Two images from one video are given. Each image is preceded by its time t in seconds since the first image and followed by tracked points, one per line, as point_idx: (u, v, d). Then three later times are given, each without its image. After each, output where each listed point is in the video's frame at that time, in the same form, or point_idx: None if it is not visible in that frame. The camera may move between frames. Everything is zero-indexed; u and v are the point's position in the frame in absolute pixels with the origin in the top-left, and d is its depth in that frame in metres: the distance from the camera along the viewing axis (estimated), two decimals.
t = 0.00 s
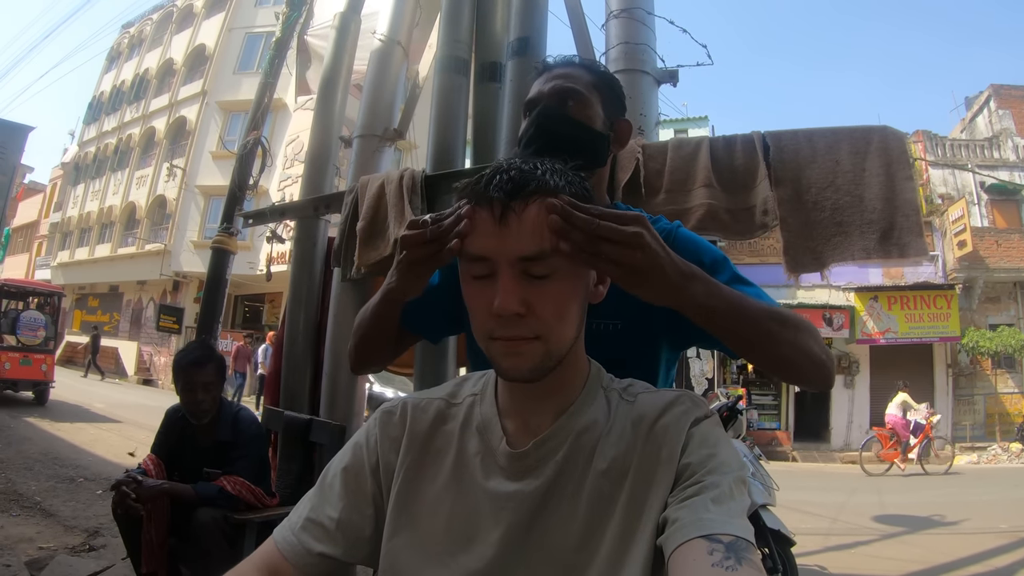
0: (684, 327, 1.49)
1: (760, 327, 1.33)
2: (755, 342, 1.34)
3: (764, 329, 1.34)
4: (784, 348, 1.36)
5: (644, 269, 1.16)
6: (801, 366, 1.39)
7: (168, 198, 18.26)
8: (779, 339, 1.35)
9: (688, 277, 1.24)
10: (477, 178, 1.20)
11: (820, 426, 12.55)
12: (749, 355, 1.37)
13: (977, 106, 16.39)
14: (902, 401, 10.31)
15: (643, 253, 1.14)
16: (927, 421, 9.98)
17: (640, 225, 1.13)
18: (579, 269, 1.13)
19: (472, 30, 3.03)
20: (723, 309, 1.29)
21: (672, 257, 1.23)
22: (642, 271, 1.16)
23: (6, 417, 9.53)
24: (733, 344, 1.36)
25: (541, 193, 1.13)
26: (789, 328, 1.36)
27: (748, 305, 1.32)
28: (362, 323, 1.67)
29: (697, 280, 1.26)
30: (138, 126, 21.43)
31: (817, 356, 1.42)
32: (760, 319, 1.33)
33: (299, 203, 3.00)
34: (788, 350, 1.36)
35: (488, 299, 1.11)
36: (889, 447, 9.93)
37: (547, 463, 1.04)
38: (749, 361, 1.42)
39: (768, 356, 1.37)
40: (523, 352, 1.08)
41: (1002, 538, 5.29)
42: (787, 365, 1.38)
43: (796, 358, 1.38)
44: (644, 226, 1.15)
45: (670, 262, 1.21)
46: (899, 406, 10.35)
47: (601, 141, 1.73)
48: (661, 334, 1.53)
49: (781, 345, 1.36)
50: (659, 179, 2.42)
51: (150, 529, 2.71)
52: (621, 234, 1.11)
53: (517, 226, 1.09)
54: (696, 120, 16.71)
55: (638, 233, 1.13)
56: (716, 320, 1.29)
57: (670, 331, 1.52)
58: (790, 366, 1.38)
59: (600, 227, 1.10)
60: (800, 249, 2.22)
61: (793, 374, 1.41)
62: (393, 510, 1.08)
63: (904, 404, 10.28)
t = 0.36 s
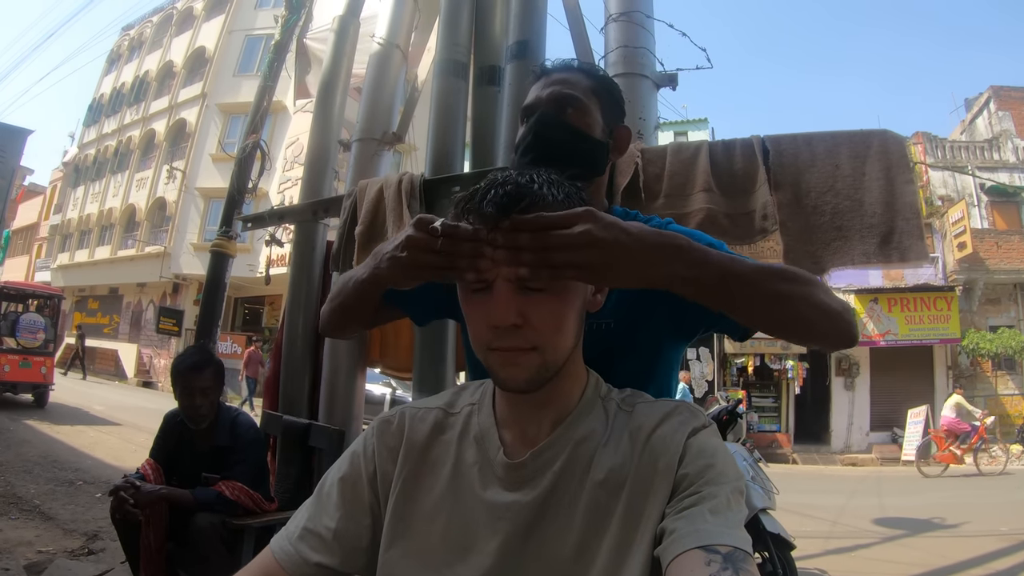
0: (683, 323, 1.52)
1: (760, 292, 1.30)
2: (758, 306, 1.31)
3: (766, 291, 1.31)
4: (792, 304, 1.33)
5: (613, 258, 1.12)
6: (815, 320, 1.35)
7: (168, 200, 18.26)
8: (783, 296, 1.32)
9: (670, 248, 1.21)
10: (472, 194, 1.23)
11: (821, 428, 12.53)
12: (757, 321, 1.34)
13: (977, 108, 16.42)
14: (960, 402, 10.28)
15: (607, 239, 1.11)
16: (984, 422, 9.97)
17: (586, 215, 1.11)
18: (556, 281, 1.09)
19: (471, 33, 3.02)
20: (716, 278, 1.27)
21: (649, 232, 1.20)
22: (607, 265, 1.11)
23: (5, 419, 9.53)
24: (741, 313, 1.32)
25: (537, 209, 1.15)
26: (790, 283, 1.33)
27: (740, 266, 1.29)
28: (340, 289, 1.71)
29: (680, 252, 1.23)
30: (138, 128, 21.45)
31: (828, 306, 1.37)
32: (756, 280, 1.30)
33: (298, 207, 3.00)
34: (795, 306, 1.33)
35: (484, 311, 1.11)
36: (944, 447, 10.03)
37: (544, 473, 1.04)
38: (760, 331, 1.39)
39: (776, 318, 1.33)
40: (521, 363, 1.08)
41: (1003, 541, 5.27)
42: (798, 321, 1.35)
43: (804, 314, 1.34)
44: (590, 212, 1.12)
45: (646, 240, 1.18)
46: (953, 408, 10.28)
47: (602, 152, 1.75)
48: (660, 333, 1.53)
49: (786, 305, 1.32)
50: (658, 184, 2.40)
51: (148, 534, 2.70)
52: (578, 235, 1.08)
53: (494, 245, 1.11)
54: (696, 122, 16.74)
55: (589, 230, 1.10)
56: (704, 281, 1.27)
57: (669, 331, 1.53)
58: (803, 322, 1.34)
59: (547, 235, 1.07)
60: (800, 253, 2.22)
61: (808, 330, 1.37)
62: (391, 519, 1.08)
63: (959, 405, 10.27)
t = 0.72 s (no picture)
0: (687, 300, 1.64)
1: (769, 252, 1.10)
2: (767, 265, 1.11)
3: (779, 248, 1.10)
4: (808, 256, 1.12)
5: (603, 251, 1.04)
6: (838, 267, 1.14)
7: (168, 201, 18.27)
8: (796, 249, 1.11)
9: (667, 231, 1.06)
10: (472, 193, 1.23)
11: (821, 429, 12.53)
12: (768, 284, 1.14)
13: (976, 108, 16.44)
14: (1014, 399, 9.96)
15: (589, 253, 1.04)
16: None
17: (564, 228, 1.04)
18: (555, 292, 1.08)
19: (471, 33, 3.03)
20: (728, 249, 1.08)
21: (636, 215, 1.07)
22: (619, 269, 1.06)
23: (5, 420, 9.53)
24: (750, 278, 1.12)
25: (541, 207, 1.16)
26: (799, 230, 1.12)
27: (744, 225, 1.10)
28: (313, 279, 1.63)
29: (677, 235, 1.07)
30: (138, 129, 21.45)
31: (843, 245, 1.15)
32: (764, 239, 1.10)
33: (299, 207, 3.00)
34: (811, 257, 1.12)
35: (485, 312, 1.11)
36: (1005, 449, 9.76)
37: (549, 473, 1.04)
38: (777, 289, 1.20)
39: (793, 276, 1.13)
40: (524, 363, 1.08)
41: (1004, 541, 5.27)
42: (818, 265, 1.13)
43: (823, 259, 1.13)
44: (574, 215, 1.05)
45: (638, 228, 1.06)
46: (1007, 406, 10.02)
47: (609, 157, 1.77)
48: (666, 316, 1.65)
49: (803, 256, 1.11)
50: (659, 184, 2.40)
51: (149, 535, 2.70)
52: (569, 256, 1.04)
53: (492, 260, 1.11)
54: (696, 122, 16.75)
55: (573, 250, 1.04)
56: (711, 245, 1.08)
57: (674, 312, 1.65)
58: (823, 270, 1.13)
59: (542, 257, 1.06)
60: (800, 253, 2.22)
61: (831, 274, 1.15)
62: (395, 518, 1.08)
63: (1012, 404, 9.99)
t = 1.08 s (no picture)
0: (676, 296, 1.66)
1: (748, 239, 1.09)
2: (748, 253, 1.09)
3: (757, 234, 1.09)
4: (792, 239, 1.09)
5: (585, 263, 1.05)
6: (825, 249, 1.11)
7: (169, 203, 18.28)
8: (779, 233, 1.09)
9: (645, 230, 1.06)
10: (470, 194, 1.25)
11: (822, 430, 12.52)
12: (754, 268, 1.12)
13: (977, 109, 16.43)
14: None
15: (573, 264, 1.05)
16: None
17: (533, 242, 1.04)
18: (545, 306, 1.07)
19: (472, 35, 3.04)
20: (706, 240, 1.07)
21: (614, 217, 1.07)
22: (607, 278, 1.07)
23: (6, 421, 9.52)
24: (740, 265, 1.11)
25: (537, 209, 1.17)
26: (780, 213, 1.09)
27: (726, 216, 1.10)
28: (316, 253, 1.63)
29: (658, 233, 1.07)
30: (139, 131, 21.47)
31: (828, 220, 1.11)
32: (748, 227, 1.09)
33: (300, 210, 3.00)
34: (795, 241, 1.09)
35: (483, 316, 1.11)
36: None
37: (546, 471, 1.05)
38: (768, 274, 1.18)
39: (777, 261, 1.11)
40: (522, 367, 1.08)
41: (1005, 542, 5.27)
42: (802, 250, 1.10)
43: (808, 242, 1.10)
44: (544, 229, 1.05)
45: (618, 231, 1.05)
46: None
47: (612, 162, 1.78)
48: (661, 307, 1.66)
49: (786, 241, 1.09)
50: (659, 185, 2.40)
51: (150, 535, 2.71)
52: (537, 271, 1.04)
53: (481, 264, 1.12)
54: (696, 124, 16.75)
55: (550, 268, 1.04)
56: (691, 238, 1.07)
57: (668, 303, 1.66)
58: (810, 253, 1.11)
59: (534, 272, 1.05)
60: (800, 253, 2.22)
61: (817, 258, 1.13)
62: (394, 518, 1.08)
63: None
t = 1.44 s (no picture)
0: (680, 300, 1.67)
1: (759, 237, 1.11)
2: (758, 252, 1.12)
3: (773, 234, 1.11)
4: (802, 240, 1.12)
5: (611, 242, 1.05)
6: (832, 254, 1.14)
7: (170, 203, 18.30)
8: (787, 232, 1.12)
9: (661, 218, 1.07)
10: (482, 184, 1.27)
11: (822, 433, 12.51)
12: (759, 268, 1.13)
13: (977, 112, 16.45)
14: None
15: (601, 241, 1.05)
16: None
17: (558, 220, 1.03)
18: (560, 290, 1.08)
19: (473, 37, 3.04)
20: (713, 233, 1.10)
21: (632, 204, 1.08)
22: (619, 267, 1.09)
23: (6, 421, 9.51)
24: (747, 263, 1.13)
25: (539, 205, 1.19)
26: (791, 214, 1.13)
27: (738, 213, 1.11)
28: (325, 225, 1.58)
29: (673, 220, 1.08)
30: (140, 132, 21.49)
31: (846, 230, 1.14)
32: (760, 223, 1.11)
33: (300, 210, 2.99)
34: (806, 243, 1.13)
35: (485, 309, 1.11)
36: None
37: (547, 467, 1.05)
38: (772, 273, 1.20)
39: (786, 261, 1.13)
40: (523, 361, 1.09)
41: (1005, 544, 5.27)
42: (819, 253, 1.14)
43: (820, 246, 1.13)
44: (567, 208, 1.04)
45: (638, 216, 1.07)
46: None
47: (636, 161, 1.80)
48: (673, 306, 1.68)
49: (796, 243, 1.12)
50: (659, 185, 2.40)
51: (149, 534, 2.70)
52: (554, 257, 1.04)
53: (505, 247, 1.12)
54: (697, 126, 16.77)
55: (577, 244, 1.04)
56: (700, 229, 1.09)
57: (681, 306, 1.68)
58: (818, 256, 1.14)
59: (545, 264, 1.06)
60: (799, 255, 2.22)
61: (823, 261, 1.16)
62: (394, 513, 1.08)
63: None
